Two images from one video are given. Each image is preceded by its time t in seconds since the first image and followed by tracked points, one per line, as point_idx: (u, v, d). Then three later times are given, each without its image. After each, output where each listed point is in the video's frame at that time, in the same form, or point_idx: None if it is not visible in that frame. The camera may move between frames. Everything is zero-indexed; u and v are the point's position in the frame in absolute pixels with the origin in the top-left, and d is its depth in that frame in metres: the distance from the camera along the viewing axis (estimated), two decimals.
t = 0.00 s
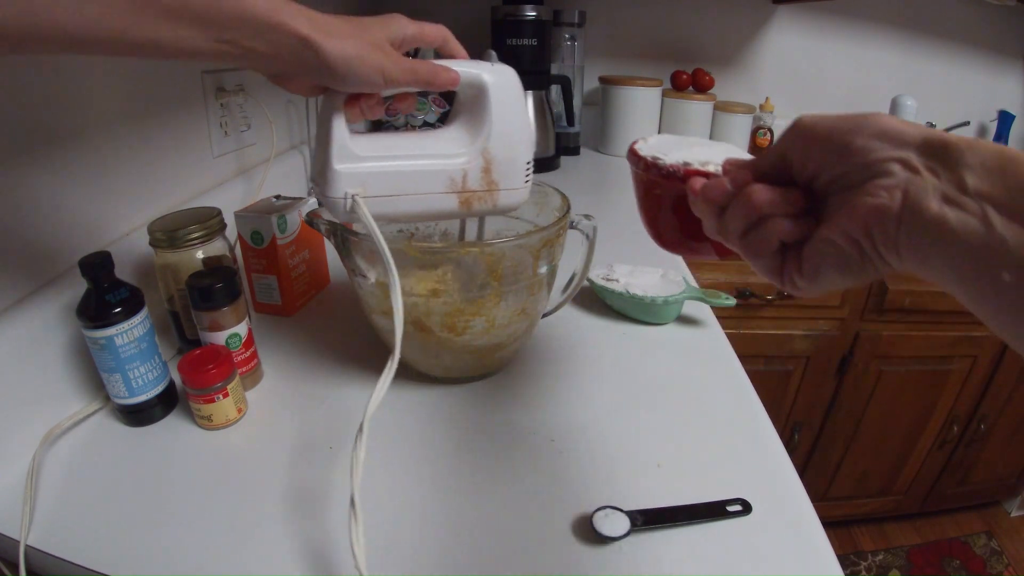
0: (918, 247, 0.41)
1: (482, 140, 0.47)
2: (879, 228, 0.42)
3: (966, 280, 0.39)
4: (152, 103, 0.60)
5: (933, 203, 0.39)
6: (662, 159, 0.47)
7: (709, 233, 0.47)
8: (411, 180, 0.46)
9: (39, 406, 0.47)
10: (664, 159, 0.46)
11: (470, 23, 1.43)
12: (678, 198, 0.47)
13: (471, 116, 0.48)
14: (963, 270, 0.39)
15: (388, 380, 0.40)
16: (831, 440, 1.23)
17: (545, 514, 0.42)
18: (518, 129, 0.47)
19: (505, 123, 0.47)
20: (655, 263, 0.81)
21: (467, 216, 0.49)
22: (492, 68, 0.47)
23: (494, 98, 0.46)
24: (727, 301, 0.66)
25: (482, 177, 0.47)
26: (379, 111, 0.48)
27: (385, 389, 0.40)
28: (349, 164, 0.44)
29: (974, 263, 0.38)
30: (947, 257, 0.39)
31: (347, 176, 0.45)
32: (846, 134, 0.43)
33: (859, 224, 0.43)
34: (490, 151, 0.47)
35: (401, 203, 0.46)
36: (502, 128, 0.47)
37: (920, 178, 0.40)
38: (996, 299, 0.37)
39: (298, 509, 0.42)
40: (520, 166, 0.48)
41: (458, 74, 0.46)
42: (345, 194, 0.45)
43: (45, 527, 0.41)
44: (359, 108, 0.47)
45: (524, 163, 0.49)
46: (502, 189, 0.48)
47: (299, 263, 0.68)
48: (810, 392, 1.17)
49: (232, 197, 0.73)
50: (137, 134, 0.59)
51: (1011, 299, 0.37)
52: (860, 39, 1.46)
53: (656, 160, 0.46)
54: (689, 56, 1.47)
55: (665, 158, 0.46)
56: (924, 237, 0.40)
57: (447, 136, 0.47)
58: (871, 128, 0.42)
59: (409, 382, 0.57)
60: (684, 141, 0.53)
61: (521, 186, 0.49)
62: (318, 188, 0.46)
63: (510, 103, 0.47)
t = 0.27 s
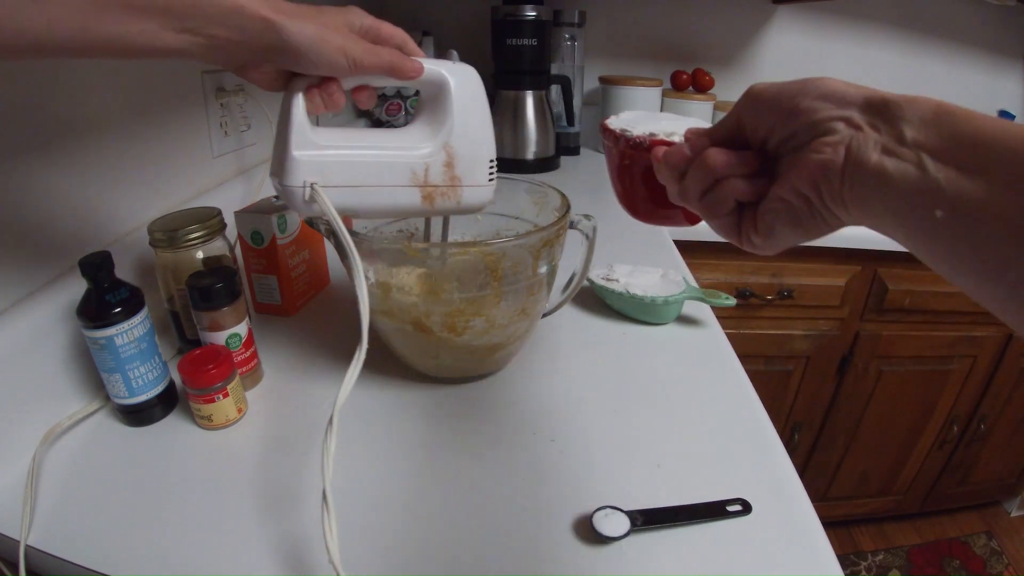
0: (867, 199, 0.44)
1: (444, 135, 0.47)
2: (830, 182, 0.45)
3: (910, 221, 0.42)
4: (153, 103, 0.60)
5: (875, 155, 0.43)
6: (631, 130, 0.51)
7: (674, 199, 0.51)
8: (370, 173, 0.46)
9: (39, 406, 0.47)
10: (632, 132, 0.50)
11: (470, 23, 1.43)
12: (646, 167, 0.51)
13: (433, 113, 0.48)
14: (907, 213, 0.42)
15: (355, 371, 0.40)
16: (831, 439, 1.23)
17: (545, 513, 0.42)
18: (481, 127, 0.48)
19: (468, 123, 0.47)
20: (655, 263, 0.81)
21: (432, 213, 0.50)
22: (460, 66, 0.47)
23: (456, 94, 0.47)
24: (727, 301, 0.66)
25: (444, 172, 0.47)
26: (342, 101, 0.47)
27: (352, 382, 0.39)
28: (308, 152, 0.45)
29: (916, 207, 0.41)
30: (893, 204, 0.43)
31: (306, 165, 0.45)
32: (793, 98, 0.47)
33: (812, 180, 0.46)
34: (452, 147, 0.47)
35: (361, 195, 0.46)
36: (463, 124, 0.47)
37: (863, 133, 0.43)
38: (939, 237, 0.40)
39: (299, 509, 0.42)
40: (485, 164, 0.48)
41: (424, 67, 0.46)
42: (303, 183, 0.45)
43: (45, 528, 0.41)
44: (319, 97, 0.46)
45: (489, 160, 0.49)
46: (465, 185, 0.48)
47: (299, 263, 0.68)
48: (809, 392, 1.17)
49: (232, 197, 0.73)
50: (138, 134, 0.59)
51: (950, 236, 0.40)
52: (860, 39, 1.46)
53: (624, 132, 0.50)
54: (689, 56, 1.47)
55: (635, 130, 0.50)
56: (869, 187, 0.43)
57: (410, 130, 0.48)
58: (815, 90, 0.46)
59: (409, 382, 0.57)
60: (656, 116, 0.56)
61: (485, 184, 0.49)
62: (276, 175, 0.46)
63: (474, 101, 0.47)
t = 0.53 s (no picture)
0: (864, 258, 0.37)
1: (443, 144, 0.47)
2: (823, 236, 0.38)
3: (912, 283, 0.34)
4: (153, 103, 0.60)
5: (877, 213, 0.35)
6: (636, 172, 0.48)
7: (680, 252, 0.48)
8: (368, 183, 0.46)
9: (39, 406, 0.47)
10: (638, 175, 0.48)
11: (470, 23, 1.43)
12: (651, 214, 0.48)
13: (433, 121, 0.48)
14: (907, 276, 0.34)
15: (351, 385, 0.42)
16: (831, 439, 1.23)
17: (545, 513, 0.42)
18: (481, 133, 0.48)
19: (466, 129, 0.47)
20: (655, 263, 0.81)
21: (432, 221, 0.50)
22: (458, 71, 0.47)
23: (456, 103, 0.47)
24: (727, 301, 0.66)
25: (445, 181, 0.48)
26: (338, 109, 0.47)
27: (348, 394, 0.42)
28: (303, 165, 0.44)
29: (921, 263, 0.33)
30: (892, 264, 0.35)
31: (301, 177, 0.44)
32: (794, 152, 0.39)
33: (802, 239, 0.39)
34: (452, 156, 0.47)
35: (358, 206, 0.47)
36: (463, 132, 0.47)
37: (864, 192, 0.36)
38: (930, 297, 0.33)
39: (298, 509, 0.42)
40: (486, 172, 0.48)
41: (421, 72, 0.46)
42: (298, 197, 0.45)
43: (45, 528, 0.41)
44: (313, 106, 0.47)
45: (491, 167, 0.49)
46: (467, 193, 0.49)
47: (299, 263, 0.68)
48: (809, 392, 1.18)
49: (232, 197, 0.73)
50: (138, 134, 0.59)
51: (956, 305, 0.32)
52: (860, 38, 1.45)
53: (629, 174, 0.48)
54: (688, 56, 1.47)
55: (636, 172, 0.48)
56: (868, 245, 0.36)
57: (410, 139, 0.48)
58: (817, 144, 0.38)
59: (409, 382, 0.57)
60: (672, 152, 0.55)
61: (489, 190, 0.49)
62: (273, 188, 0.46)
63: (474, 108, 0.47)
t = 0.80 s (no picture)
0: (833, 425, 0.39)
1: (448, 141, 0.47)
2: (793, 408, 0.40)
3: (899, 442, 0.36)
4: (153, 103, 0.60)
5: (843, 397, 0.38)
6: (630, 354, 0.50)
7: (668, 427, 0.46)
8: (376, 182, 0.46)
9: (39, 406, 0.47)
10: (631, 357, 0.50)
11: (470, 23, 1.43)
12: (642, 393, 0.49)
13: (437, 120, 0.48)
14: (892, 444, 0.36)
15: (360, 388, 0.43)
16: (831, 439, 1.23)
17: (546, 514, 0.42)
18: (485, 128, 0.48)
19: (469, 126, 0.47)
20: (656, 263, 0.81)
21: (438, 219, 0.50)
22: (460, 70, 0.47)
23: (460, 100, 0.47)
24: (727, 301, 0.66)
25: (451, 178, 0.48)
26: (343, 111, 0.47)
27: (359, 394, 0.43)
28: (311, 168, 0.44)
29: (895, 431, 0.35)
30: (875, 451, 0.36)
31: (309, 180, 0.44)
32: (761, 340, 0.41)
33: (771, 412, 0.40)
34: (457, 151, 0.47)
35: (366, 205, 0.46)
36: (468, 126, 0.47)
37: (827, 371, 0.39)
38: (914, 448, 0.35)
39: (298, 509, 0.42)
40: (492, 166, 0.49)
41: (424, 71, 0.46)
42: (307, 199, 0.45)
43: (45, 528, 0.41)
44: (318, 110, 0.46)
45: (496, 162, 0.49)
46: (474, 189, 0.49)
47: (299, 263, 0.68)
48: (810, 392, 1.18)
49: (232, 197, 0.73)
50: (138, 134, 0.59)
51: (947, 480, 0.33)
52: (860, 38, 1.45)
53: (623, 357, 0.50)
54: (688, 56, 1.47)
55: (630, 351, 0.51)
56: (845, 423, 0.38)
57: (414, 137, 0.48)
58: (779, 332, 0.41)
59: (409, 382, 0.57)
60: (666, 319, 0.57)
61: (496, 186, 0.49)
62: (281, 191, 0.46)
63: (477, 103, 0.47)
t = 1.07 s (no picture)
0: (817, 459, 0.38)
1: (452, 141, 0.47)
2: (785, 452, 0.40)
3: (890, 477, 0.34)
4: (153, 103, 0.60)
5: (814, 418, 0.38)
6: (613, 369, 0.50)
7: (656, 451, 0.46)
8: (379, 183, 0.46)
9: (39, 406, 0.47)
10: (614, 374, 0.49)
11: (470, 23, 1.43)
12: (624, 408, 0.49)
13: (441, 120, 0.48)
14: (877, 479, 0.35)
15: (361, 388, 0.43)
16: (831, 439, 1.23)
17: (545, 515, 0.42)
18: (490, 129, 0.48)
19: (472, 126, 0.47)
20: (656, 263, 0.81)
21: (441, 219, 0.50)
22: (464, 70, 0.47)
23: (464, 100, 0.47)
24: (727, 301, 0.66)
25: (454, 178, 0.48)
26: (347, 111, 0.47)
27: (359, 394, 0.43)
28: (314, 168, 0.44)
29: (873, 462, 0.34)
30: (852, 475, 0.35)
31: (312, 179, 0.44)
32: (739, 369, 0.43)
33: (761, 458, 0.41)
34: (461, 152, 0.47)
35: (370, 206, 0.47)
36: (473, 128, 0.47)
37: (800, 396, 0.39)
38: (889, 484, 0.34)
39: (298, 508, 0.42)
40: (496, 167, 0.48)
41: (428, 71, 0.46)
42: (310, 199, 0.45)
43: (45, 527, 0.41)
44: (322, 110, 0.46)
45: (501, 163, 0.49)
46: (477, 190, 0.49)
47: (299, 263, 0.68)
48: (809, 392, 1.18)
49: (232, 197, 0.73)
50: (138, 134, 0.59)
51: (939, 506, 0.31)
52: (860, 38, 1.45)
53: (606, 373, 0.49)
54: (688, 56, 1.47)
55: (613, 366, 0.50)
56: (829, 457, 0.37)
57: (418, 138, 0.48)
58: (752, 362, 0.42)
59: (409, 382, 0.57)
60: (642, 327, 0.57)
61: (500, 187, 0.49)
62: (285, 191, 0.46)
63: (482, 104, 0.47)
